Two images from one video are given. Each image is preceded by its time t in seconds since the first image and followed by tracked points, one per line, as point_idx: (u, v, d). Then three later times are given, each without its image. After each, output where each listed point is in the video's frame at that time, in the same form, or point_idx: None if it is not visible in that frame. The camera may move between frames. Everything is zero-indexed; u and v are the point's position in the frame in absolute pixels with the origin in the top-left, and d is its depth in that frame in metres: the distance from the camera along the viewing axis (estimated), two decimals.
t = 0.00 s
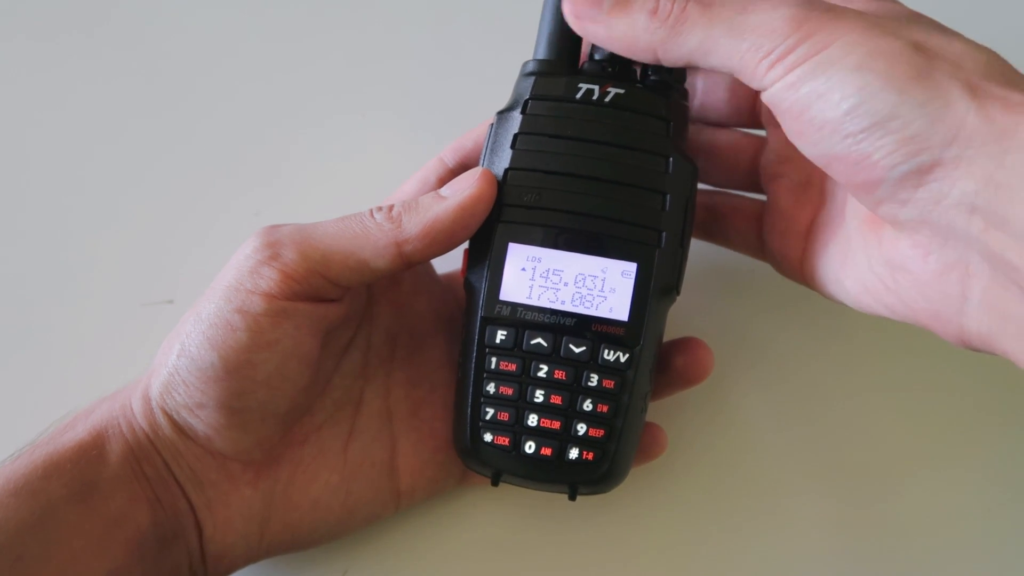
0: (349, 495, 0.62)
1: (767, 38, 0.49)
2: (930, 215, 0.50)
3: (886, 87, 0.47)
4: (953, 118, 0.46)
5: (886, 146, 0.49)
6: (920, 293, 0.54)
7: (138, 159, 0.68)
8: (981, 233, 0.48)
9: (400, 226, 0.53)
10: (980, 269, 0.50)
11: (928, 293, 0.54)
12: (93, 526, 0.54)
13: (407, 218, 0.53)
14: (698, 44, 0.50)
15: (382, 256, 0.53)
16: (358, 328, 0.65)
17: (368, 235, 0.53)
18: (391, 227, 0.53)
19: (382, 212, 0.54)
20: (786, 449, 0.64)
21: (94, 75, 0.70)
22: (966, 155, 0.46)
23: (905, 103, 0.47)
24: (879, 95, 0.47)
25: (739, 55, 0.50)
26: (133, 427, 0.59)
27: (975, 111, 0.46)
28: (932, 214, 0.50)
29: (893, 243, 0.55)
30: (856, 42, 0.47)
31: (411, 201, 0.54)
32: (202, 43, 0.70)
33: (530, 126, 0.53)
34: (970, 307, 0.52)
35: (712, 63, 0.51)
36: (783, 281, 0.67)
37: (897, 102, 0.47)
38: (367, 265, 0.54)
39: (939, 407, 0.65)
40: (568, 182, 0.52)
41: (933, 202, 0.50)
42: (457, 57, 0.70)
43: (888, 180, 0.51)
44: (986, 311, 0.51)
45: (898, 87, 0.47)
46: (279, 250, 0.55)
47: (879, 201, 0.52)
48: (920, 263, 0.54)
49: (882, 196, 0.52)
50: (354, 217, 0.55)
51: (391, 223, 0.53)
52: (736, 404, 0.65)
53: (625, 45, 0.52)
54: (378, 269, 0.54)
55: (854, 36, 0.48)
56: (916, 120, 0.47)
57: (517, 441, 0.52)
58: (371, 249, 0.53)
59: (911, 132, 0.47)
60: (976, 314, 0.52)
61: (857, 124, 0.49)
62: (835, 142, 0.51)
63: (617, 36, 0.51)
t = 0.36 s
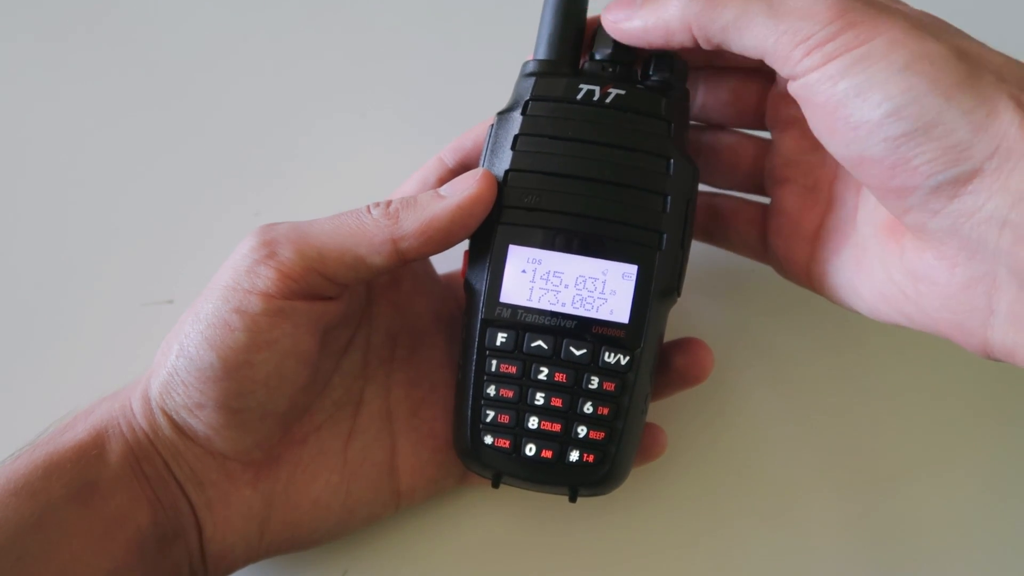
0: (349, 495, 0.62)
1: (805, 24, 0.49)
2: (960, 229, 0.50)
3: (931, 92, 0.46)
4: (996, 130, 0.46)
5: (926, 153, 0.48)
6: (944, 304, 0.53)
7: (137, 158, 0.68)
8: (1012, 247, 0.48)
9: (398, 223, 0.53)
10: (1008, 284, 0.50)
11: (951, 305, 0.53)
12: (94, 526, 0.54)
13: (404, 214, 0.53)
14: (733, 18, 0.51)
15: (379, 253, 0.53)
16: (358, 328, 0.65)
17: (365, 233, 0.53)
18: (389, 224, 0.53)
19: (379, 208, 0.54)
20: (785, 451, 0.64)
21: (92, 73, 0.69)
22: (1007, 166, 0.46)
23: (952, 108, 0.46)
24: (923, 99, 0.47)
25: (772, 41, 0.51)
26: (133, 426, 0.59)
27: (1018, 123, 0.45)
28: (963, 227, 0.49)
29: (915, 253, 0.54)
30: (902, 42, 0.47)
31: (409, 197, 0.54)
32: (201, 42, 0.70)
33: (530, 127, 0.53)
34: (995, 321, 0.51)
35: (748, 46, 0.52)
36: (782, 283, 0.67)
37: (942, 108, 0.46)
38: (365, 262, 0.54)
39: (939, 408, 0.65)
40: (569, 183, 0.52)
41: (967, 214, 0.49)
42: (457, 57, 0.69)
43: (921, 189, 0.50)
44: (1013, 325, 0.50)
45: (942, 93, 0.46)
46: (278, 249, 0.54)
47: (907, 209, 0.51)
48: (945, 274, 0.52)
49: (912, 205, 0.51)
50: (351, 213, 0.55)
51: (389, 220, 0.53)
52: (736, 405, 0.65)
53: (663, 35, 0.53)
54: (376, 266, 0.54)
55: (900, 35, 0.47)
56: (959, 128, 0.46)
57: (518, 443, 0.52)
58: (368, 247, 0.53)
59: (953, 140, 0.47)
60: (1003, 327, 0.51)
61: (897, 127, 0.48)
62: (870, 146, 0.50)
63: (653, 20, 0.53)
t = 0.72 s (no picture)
0: (349, 496, 0.62)
1: (800, 40, 0.48)
2: (954, 226, 0.50)
3: (917, 96, 0.46)
4: (983, 131, 0.46)
5: (913, 156, 0.48)
6: (942, 300, 0.54)
7: (137, 157, 0.68)
8: (1007, 242, 0.48)
9: (397, 224, 0.53)
10: (1007, 278, 0.50)
11: (950, 301, 0.54)
12: (93, 525, 0.54)
13: (403, 215, 0.53)
14: (728, 37, 0.50)
15: (378, 253, 0.53)
16: (358, 328, 0.65)
17: (364, 232, 0.53)
18: (388, 225, 0.53)
19: (379, 208, 0.54)
20: (785, 452, 0.64)
21: (93, 73, 0.69)
22: (996, 167, 0.46)
23: (938, 111, 0.46)
24: (909, 104, 0.46)
25: (768, 56, 0.50)
26: (133, 425, 0.59)
27: (1005, 121, 0.45)
28: (957, 226, 0.50)
29: (913, 250, 0.55)
30: (892, 46, 0.47)
31: (409, 198, 0.54)
32: (201, 41, 0.69)
33: (530, 129, 0.53)
34: (995, 315, 0.52)
35: (743, 61, 0.51)
36: (782, 284, 0.67)
37: (928, 112, 0.46)
38: (364, 262, 0.54)
39: (939, 409, 0.65)
40: (568, 186, 0.52)
41: (959, 213, 0.49)
42: (458, 56, 0.69)
43: (912, 192, 0.50)
44: (1012, 319, 0.51)
45: (929, 97, 0.46)
46: (277, 249, 0.54)
47: (902, 210, 0.52)
48: (944, 270, 0.53)
49: (905, 206, 0.51)
50: (351, 213, 0.54)
51: (388, 220, 0.53)
52: (736, 406, 0.65)
53: (658, 53, 0.52)
54: (375, 266, 0.54)
55: (889, 40, 0.47)
56: (946, 131, 0.46)
57: (517, 446, 0.52)
58: (367, 247, 0.53)
59: (940, 143, 0.47)
60: (1003, 322, 0.51)
61: (885, 131, 0.48)
62: (859, 150, 0.50)
63: (648, 36, 0.52)
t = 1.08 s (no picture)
0: (348, 495, 0.62)
1: (782, 51, 0.48)
2: (926, 228, 0.50)
3: (884, 104, 0.46)
4: (947, 137, 0.45)
5: (881, 162, 0.49)
6: (921, 297, 0.55)
7: (139, 158, 0.68)
8: (976, 243, 0.48)
9: (400, 224, 0.53)
10: (980, 275, 0.51)
11: (929, 299, 0.55)
12: (93, 523, 0.54)
13: (406, 215, 0.53)
14: (715, 49, 0.50)
15: (381, 253, 0.53)
16: (359, 327, 0.65)
17: (367, 231, 0.53)
18: (391, 224, 0.53)
19: (382, 208, 0.54)
20: (786, 454, 0.64)
21: (96, 74, 0.70)
22: (959, 173, 0.46)
23: (903, 120, 0.46)
24: (877, 112, 0.47)
25: (751, 67, 0.50)
26: (133, 424, 0.59)
27: (969, 129, 0.45)
28: (927, 227, 0.50)
29: (894, 249, 0.55)
30: (863, 55, 0.47)
31: (412, 197, 0.54)
32: (204, 43, 0.70)
33: (532, 130, 0.53)
34: (968, 313, 0.53)
35: (729, 71, 0.51)
36: (783, 286, 0.67)
37: (893, 119, 0.46)
38: (366, 262, 0.54)
39: (939, 411, 0.65)
40: (569, 186, 0.52)
41: (930, 214, 0.49)
42: (460, 58, 0.69)
43: (883, 196, 0.51)
44: (983, 317, 0.52)
45: (895, 104, 0.46)
46: (278, 248, 0.54)
47: (877, 213, 0.53)
48: (919, 267, 0.54)
49: (878, 210, 0.52)
50: (354, 213, 0.55)
51: (391, 220, 0.53)
52: (736, 407, 0.65)
53: (643, 62, 0.53)
54: (377, 265, 0.54)
55: (863, 49, 0.47)
56: (911, 137, 0.46)
57: (518, 446, 0.52)
58: (370, 246, 0.53)
59: (906, 149, 0.47)
60: (976, 319, 0.53)
61: (855, 138, 0.49)
62: (833, 155, 0.51)
63: (634, 46, 0.52)
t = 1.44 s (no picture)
0: (348, 495, 0.62)
1: (764, 60, 0.49)
2: (905, 227, 0.51)
3: (856, 106, 0.47)
4: (915, 135, 0.45)
5: (856, 162, 0.49)
6: (904, 292, 0.56)
7: (140, 159, 0.68)
8: (954, 240, 0.48)
9: (400, 224, 0.53)
10: (959, 272, 0.52)
11: (913, 293, 0.56)
12: (93, 524, 0.54)
13: (406, 215, 0.53)
14: (703, 65, 0.51)
15: (380, 253, 0.53)
16: (359, 328, 0.65)
17: (367, 232, 0.53)
18: (392, 225, 0.53)
19: (381, 209, 0.54)
20: (786, 455, 0.64)
21: (98, 75, 0.70)
22: (930, 171, 0.46)
23: (873, 121, 0.47)
24: (850, 114, 0.47)
25: (737, 76, 0.51)
26: (133, 424, 0.59)
27: (939, 127, 0.44)
28: (907, 226, 0.50)
29: (881, 245, 0.57)
30: (837, 56, 0.47)
31: (412, 198, 0.54)
32: (205, 44, 0.70)
33: (532, 131, 0.53)
34: (950, 308, 0.54)
35: (720, 83, 0.52)
36: (783, 287, 0.67)
37: (864, 120, 0.47)
38: (366, 262, 0.54)
39: (939, 411, 0.64)
40: (569, 186, 0.52)
41: (908, 212, 0.50)
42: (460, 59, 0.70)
43: (862, 194, 0.51)
44: (966, 312, 0.53)
45: (865, 106, 0.46)
46: (278, 248, 0.55)
47: (861, 213, 0.53)
48: (903, 261, 0.55)
49: (860, 208, 0.53)
50: (354, 213, 0.55)
51: (391, 221, 0.53)
52: (737, 409, 0.65)
53: (631, 74, 0.53)
54: (377, 266, 0.54)
55: (836, 51, 0.47)
56: (883, 137, 0.47)
57: (517, 446, 0.52)
58: (370, 247, 0.53)
59: (879, 149, 0.47)
60: (958, 314, 0.53)
61: (832, 140, 0.49)
62: (813, 155, 0.52)
63: (624, 58, 0.52)
